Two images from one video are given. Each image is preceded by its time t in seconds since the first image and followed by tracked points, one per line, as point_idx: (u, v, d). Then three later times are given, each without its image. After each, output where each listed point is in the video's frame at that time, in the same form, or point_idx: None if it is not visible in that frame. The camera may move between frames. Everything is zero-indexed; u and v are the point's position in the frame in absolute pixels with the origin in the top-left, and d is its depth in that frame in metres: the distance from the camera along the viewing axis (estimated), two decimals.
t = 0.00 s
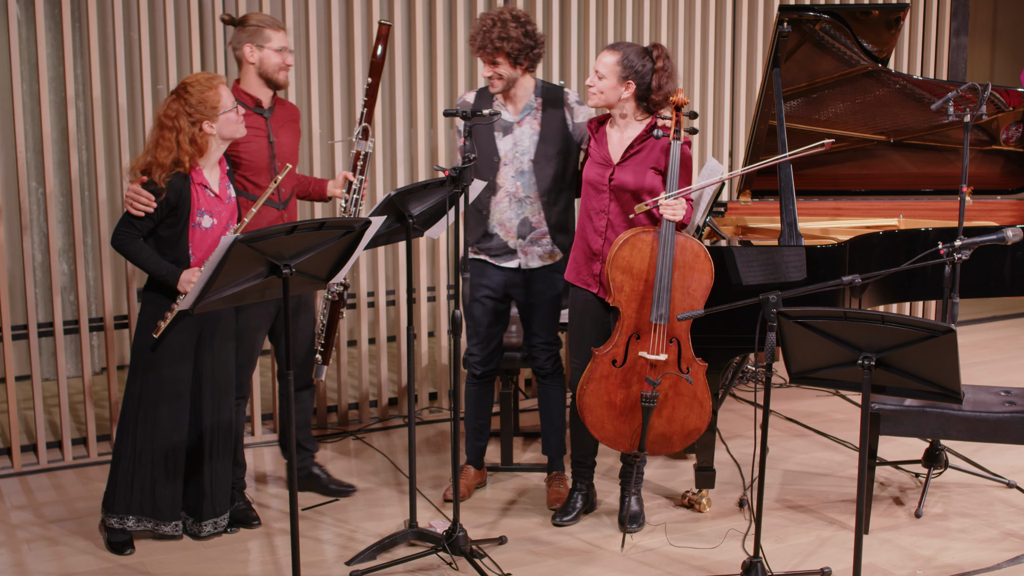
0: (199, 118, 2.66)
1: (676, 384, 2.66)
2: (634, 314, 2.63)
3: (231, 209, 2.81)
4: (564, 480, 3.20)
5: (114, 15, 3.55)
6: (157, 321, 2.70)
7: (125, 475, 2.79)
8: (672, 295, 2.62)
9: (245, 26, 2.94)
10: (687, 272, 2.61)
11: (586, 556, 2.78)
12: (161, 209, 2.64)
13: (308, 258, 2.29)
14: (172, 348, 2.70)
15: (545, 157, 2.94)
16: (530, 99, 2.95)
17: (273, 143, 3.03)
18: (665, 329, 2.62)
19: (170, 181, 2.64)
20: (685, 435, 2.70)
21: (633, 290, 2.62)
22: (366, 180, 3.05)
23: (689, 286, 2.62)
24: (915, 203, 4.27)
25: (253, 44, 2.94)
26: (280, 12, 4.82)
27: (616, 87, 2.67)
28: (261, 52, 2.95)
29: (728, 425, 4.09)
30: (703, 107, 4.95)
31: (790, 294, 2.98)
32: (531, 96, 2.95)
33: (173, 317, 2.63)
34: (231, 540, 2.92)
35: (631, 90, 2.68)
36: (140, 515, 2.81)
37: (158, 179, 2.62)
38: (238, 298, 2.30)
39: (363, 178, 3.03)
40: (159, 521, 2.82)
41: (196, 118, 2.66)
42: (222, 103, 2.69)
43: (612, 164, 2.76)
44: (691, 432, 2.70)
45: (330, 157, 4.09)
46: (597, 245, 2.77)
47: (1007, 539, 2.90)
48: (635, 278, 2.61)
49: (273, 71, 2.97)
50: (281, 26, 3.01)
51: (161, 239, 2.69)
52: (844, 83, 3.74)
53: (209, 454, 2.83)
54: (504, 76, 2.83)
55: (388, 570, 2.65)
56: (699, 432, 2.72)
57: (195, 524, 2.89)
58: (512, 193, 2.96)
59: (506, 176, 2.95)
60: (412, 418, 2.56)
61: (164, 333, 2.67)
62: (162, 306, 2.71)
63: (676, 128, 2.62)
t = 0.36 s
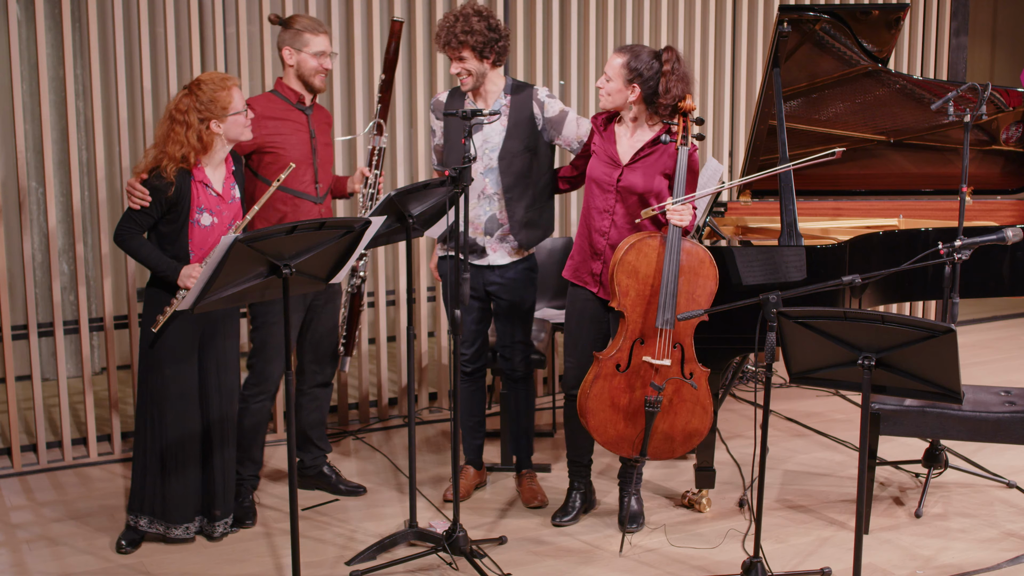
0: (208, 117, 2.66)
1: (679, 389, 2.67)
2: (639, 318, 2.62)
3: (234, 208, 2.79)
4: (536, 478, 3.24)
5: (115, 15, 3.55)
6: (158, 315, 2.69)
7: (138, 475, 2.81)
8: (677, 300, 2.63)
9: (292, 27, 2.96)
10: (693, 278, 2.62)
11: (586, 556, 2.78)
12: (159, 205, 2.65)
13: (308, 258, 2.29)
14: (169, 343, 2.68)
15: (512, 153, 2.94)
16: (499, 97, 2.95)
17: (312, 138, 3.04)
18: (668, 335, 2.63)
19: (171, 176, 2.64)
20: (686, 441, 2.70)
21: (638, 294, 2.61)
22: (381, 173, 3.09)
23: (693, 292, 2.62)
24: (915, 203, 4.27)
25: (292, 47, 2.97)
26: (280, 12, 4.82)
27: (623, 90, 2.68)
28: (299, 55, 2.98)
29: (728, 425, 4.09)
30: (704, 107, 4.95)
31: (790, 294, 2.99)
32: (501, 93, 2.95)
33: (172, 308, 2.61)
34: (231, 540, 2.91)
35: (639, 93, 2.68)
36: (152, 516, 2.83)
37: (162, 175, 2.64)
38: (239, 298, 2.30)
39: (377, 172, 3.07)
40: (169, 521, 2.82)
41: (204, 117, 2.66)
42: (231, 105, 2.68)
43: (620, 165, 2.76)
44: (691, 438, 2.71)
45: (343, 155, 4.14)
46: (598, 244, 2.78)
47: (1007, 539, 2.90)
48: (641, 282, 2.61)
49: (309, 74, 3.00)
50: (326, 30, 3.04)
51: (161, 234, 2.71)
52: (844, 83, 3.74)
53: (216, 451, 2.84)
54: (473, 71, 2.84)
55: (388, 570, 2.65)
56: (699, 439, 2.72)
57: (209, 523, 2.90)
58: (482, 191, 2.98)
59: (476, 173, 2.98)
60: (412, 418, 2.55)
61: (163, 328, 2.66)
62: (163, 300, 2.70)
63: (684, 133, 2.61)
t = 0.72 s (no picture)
0: (174, 113, 2.72)
1: (680, 388, 2.67)
2: (641, 319, 2.62)
3: (213, 208, 2.81)
4: (536, 478, 3.24)
5: (115, 15, 3.55)
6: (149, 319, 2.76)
7: (149, 470, 2.90)
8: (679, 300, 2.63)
9: (291, 32, 2.93)
10: (694, 278, 2.62)
11: (586, 556, 2.78)
12: (137, 204, 2.71)
13: (308, 258, 2.29)
14: (166, 343, 2.76)
15: (509, 151, 2.95)
16: (498, 96, 2.95)
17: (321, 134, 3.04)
18: (669, 335, 2.63)
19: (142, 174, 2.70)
20: (686, 440, 2.70)
21: (639, 294, 2.61)
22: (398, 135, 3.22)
23: (694, 292, 2.63)
24: (915, 203, 4.27)
25: (296, 55, 2.94)
26: (280, 12, 4.82)
27: (617, 91, 2.67)
28: (303, 63, 2.95)
29: (728, 425, 4.09)
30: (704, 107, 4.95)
31: (790, 294, 2.99)
32: (500, 91, 2.96)
33: (168, 307, 2.69)
34: (232, 540, 2.91)
35: (633, 93, 2.68)
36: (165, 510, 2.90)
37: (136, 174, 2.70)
38: (240, 299, 2.30)
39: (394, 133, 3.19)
40: (178, 516, 2.87)
41: (171, 113, 2.72)
42: (195, 99, 2.73)
43: (617, 164, 2.75)
44: (691, 438, 2.71)
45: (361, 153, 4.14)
46: (599, 244, 2.77)
47: (1008, 539, 2.90)
48: (643, 282, 2.61)
49: (313, 81, 2.98)
50: (331, 36, 3.00)
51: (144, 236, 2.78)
52: (844, 83, 3.74)
53: (212, 447, 2.88)
54: (473, 66, 2.84)
55: (388, 570, 2.65)
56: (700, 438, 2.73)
57: (210, 523, 2.91)
58: (480, 189, 2.99)
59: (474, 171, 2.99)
60: (412, 418, 2.55)
61: (160, 335, 2.74)
62: (150, 302, 2.76)
63: (683, 134, 2.63)
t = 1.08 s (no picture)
0: (161, 108, 2.73)
1: (675, 387, 2.67)
2: (635, 319, 2.62)
3: (203, 203, 2.82)
4: (536, 477, 3.25)
5: (115, 15, 3.55)
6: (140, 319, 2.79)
7: (143, 470, 2.95)
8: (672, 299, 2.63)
9: (279, 38, 2.89)
10: (686, 276, 2.62)
11: (586, 556, 2.78)
12: (127, 202, 2.74)
13: (308, 258, 2.28)
14: (156, 344, 2.79)
15: (508, 151, 2.95)
16: (494, 97, 2.96)
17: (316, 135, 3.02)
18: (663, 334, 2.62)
19: (130, 171, 2.72)
20: (683, 438, 2.70)
21: (634, 294, 2.61)
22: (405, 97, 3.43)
23: (687, 290, 2.63)
24: (915, 203, 4.27)
25: (284, 60, 2.92)
26: (280, 12, 4.82)
27: (588, 91, 2.68)
28: (291, 67, 2.93)
29: (728, 425, 4.09)
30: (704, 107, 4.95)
31: (790, 294, 2.99)
32: (496, 91, 2.96)
33: (157, 308, 2.74)
34: (231, 540, 2.91)
35: (603, 91, 2.69)
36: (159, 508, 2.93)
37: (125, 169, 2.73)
38: (240, 299, 2.30)
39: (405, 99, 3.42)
40: (173, 515, 2.89)
41: (159, 109, 2.73)
42: (182, 96, 2.73)
43: (597, 162, 2.76)
44: (687, 436, 2.71)
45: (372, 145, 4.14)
46: (586, 244, 2.76)
47: (1008, 539, 2.90)
48: (636, 282, 2.61)
49: (303, 83, 2.96)
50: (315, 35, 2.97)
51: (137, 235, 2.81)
52: (844, 83, 3.74)
53: (211, 450, 2.92)
54: (474, 67, 2.84)
55: (388, 570, 2.65)
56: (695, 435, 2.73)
57: (203, 518, 2.94)
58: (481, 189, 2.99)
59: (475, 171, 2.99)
60: (412, 418, 2.54)
61: (146, 333, 2.78)
62: (145, 302, 2.80)
63: (672, 132, 2.60)
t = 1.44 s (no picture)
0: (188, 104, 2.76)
1: (664, 383, 2.67)
2: (619, 318, 2.62)
3: (234, 199, 2.83)
4: (535, 476, 3.24)
5: (115, 15, 3.55)
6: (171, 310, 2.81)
7: (150, 468, 2.95)
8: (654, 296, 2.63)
9: (303, 33, 2.90)
10: (668, 273, 2.64)
11: (586, 556, 2.78)
12: (159, 198, 2.76)
13: (308, 258, 2.28)
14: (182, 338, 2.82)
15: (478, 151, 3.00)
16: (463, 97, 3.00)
17: (335, 134, 3.01)
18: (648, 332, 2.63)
19: (161, 167, 2.75)
20: (674, 435, 2.70)
21: (616, 293, 2.61)
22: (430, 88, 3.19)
23: (669, 286, 2.64)
24: (915, 203, 4.27)
25: (300, 55, 2.93)
26: (280, 12, 4.82)
27: (549, 96, 2.67)
28: (307, 61, 2.93)
29: (728, 425, 4.09)
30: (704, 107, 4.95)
31: (791, 294, 2.99)
32: (466, 92, 3.00)
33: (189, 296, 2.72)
34: (231, 540, 2.91)
35: (563, 94, 2.69)
36: (163, 506, 2.95)
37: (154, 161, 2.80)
38: (239, 298, 2.30)
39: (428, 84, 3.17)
40: (176, 513, 2.92)
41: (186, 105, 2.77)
42: (205, 93, 2.74)
43: (560, 164, 2.75)
44: (678, 432, 2.71)
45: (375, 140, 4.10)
46: (557, 245, 2.77)
47: (1008, 539, 2.90)
48: (618, 281, 2.61)
49: (319, 79, 2.94)
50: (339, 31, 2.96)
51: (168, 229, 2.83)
52: (844, 83, 3.74)
53: (225, 446, 2.95)
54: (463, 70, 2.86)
55: (388, 570, 2.65)
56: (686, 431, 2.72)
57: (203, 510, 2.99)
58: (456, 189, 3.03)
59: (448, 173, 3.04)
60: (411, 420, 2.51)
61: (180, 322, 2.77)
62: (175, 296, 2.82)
63: (643, 132, 2.58)
